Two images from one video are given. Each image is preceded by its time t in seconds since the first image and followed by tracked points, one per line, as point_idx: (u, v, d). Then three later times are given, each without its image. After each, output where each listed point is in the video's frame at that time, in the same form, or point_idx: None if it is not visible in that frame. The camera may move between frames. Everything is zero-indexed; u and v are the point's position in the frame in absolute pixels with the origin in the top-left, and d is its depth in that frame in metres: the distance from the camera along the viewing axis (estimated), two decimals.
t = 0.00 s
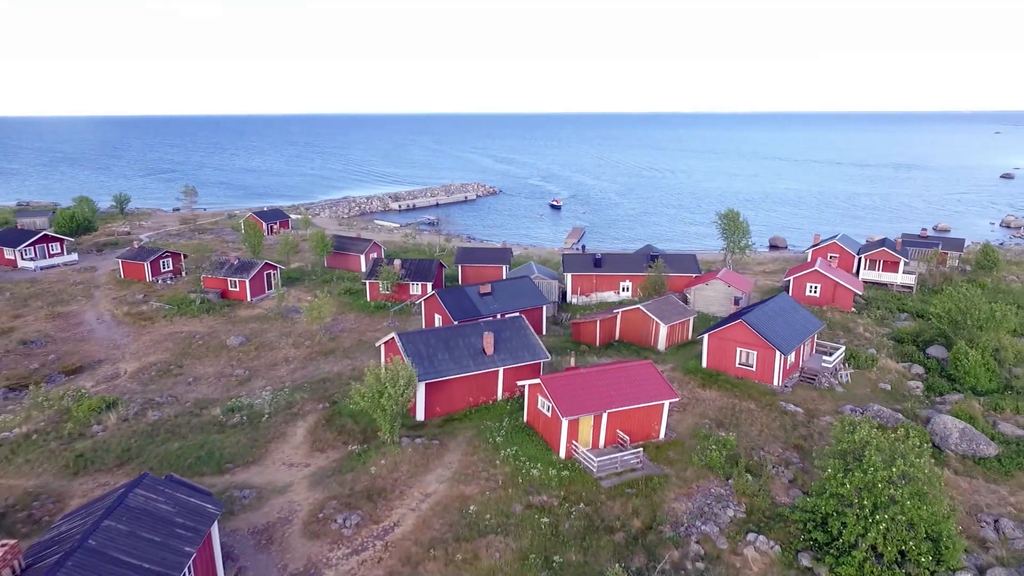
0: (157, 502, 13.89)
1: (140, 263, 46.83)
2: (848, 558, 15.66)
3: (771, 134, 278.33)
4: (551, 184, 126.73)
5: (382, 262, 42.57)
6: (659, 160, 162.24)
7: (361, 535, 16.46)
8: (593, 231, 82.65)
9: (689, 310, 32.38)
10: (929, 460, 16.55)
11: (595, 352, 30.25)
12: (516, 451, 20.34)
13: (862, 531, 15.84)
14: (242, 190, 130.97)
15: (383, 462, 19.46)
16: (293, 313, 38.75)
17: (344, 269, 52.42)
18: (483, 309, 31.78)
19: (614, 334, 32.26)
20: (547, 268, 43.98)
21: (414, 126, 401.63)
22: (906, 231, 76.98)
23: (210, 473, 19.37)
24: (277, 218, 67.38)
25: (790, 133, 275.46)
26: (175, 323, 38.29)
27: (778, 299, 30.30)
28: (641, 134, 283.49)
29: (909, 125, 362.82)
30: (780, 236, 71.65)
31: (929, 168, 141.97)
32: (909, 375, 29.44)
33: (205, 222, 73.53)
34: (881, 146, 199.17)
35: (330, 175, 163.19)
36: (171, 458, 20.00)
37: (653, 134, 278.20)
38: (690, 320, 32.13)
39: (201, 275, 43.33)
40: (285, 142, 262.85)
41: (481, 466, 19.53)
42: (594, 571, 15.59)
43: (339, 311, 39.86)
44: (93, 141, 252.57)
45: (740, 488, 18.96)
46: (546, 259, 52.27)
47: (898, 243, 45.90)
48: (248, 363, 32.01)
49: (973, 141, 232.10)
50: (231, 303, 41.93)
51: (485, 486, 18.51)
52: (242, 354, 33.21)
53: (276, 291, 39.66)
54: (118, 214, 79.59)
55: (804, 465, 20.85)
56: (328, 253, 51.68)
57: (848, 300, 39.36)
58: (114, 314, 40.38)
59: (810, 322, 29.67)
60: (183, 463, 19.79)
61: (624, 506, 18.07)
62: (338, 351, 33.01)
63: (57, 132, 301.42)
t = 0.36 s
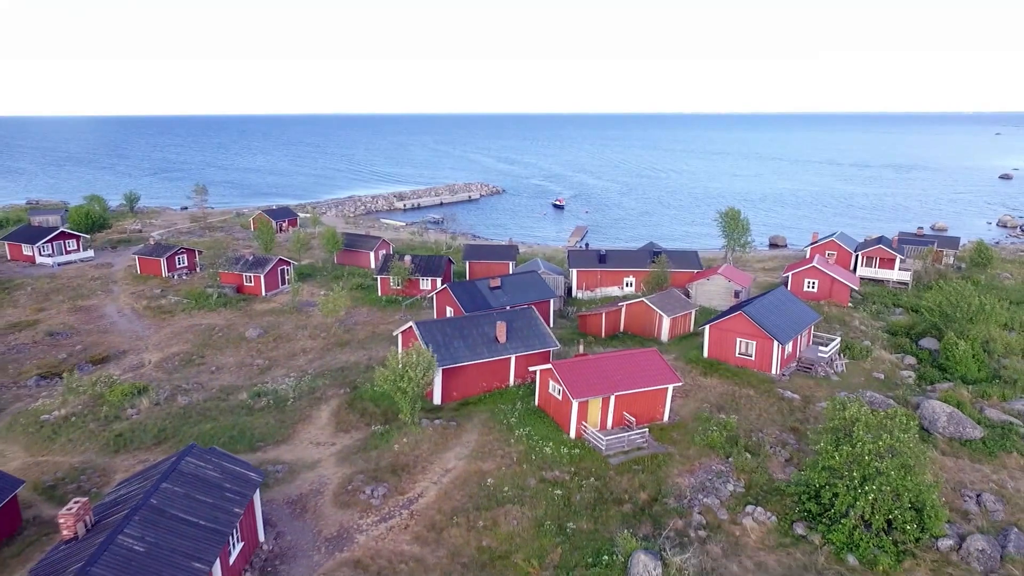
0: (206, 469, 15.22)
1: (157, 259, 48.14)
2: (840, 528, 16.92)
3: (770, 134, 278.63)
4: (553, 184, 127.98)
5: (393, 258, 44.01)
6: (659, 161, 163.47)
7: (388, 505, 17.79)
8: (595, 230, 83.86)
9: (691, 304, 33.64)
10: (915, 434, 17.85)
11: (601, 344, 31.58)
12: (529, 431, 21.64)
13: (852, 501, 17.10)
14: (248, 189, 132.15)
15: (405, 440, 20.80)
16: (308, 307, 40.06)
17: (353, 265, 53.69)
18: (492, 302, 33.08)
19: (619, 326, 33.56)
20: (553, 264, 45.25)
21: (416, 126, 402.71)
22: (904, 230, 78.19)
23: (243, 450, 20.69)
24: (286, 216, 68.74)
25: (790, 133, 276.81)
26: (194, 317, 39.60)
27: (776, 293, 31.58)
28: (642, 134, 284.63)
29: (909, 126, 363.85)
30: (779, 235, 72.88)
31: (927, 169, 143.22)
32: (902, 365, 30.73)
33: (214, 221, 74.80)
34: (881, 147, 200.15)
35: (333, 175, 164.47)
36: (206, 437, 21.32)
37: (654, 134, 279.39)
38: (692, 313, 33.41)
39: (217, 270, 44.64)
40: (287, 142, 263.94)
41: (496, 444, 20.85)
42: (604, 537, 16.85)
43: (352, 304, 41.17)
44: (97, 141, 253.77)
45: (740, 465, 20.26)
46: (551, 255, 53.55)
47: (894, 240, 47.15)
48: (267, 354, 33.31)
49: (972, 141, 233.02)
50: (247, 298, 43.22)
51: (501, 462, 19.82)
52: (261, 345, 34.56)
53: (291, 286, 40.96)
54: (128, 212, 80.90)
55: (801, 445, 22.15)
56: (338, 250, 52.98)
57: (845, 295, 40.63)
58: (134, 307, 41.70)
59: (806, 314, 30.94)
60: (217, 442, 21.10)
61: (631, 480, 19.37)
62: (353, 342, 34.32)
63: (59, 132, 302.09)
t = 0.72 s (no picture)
0: (248, 441, 16.60)
1: (173, 255, 49.51)
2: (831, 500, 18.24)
3: (771, 134, 279.67)
4: (556, 184, 129.25)
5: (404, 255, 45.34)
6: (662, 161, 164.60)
7: (412, 479, 19.14)
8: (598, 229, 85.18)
9: (693, 298, 34.94)
10: (902, 412, 19.24)
11: (607, 336, 32.92)
12: (541, 414, 22.99)
13: (844, 476, 18.42)
14: (254, 189, 133.38)
15: (425, 421, 22.14)
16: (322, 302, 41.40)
17: (364, 263, 55.03)
18: (502, 296, 34.41)
19: (624, 320, 34.89)
20: (559, 261, 46.56)
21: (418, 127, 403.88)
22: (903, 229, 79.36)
23: (273, 431, 22.05)
24: (296, 215, 70.13)
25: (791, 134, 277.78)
26: (213, 310, 40.97)
27: (775, 287, 32.92)
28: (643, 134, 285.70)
29: (910, 127, 364.64)
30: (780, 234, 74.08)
31: (928, 169, 144.27)
32: (896, 356, 32.00)
33: (224, 220, 76.16)
34: (882, 148, 200.99)
35: (338, 175, 165.83)
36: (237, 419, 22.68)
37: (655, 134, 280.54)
38: (694, 307, 34.69)
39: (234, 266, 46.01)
40: (290, 143, 265.09)
41: (511, 426, 22.19)
42: (613, 507, 18.17)
43: (365, 299, 42.52)
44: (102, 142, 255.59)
45: (740, 445, 21.58)
46: (556, 253, 54.82)
47: (891, 238, 48.39)
48: (286, 345, 34.64)
49: (973, 142, 233.81)
50: (262, 293, 44.58)
51: (516, 441, 21.16)
52: (280, 337, 35.92)
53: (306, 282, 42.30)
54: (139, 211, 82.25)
55: (797, 428, 23.49)
56: (348, 247, 54.31)
57: (842, 291, 41.89)
58: (154, 302, 43.10)
59: (804, 307, 32.24)
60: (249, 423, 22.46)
61: (638, 458, 20.70)
62: (368, 334, 35.67)
63: (63, 132, 303.65)
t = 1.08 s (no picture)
0: (285, 417, 18.02)
1: (189, 252, 50.92)
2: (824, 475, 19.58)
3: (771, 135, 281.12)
4: (559, 185, 130.61)
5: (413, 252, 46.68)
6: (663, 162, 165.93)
7: (433, 456, 20.52)
8: (601, 228, 86.57)
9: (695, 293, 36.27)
10: (890, 395, 20.60)
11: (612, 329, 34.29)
12: (552, 398, 24.36)
13: (836, 454, 19.77)
14: (259, 189, 134.67)
15: (443, 404, 23.53)
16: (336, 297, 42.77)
17: (373, 260, 56.39)
18: (511, 290, 35.77)
19: (628, 314, 36.24)
20: (564, 258, 47.91)
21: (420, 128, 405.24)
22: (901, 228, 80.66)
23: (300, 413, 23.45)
24: (305, 214, 71.54)
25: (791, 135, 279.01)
26: (230, 305, 42.38)
27: (774, 282, 34.27)
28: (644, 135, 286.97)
29: (910, 129, 365.81)
30: (779, 234, 75.41)
31: (927, 170, 145.58)
32: (890, 348, 33.31)
33: (233, 219, 77.49)
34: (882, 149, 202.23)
35: (342, 175, 167.27)
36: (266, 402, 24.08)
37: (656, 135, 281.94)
38: (696, 301, 36.02)
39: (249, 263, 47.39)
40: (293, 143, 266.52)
41: (523, 409, 23.57)
42: (621, 482, 19.52)
43: (377, 294, 43.89)
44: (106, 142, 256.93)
45: (739, 428, 22.94)
46: (561, 250, 56.18)
47: (888, 237, 49.71)
48: (303, 337, 36.04)
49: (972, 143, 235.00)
50: (276, 289, 45.94)
51: (529, 423, 22.54)
52: (297, 330, 37.31)
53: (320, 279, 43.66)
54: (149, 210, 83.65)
55: (793, 413, 24.85)
56: (358, 245, 55.69)
57: (840, 287, 43.18)
58: (172, 297, 44.50)
59: (801, 301, 33.58)
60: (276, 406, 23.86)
61: (644, 439, 22.07)
62: (382, 327, 37.04)
63: (66, 133, 304.81)
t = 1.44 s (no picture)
0: (315, 396, 19.43)
1: (203, 249, 52.34)
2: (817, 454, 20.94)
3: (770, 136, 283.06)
4: (562, 185, 132.03)
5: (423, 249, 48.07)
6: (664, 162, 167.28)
7: (451, 435, 21.93)
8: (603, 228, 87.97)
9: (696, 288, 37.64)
10: (880, 380, 21.98)
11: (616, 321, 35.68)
12: (562, 385, 25.74)
13: (829, 433, 21.13)
14: (265, 189, 136.06)
15: (459, 390, 24.94)
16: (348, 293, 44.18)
17: (382, 257, 57.80)
18: (519, 284, 37.18)
19: (632, 308, 37.64)
20: (569, 255, 49.32)
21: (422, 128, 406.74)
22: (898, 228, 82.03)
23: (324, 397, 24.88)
24: (314, 212, 72.95)
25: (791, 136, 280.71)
26: (246, 300, 43.79)
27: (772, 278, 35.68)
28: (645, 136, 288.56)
29: (909, 131, 367.33)
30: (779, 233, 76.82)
31: (926, 171, 146.98)
32: (884, 341, 34.66)
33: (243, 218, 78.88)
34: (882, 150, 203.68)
35: (346, 175, 168.77)
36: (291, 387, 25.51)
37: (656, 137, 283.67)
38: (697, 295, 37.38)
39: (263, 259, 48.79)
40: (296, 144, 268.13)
41: (535, 394, 24.97)
42: (627, 459, 20.89)
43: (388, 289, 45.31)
44: (110, 142, 258.47)
45: (738, 412, 24.29)
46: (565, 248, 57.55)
47: (884, 235, 51.08)
48: (319, 330, 37.45)
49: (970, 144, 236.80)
50: (290, 284, 47.35)
51: (540, 407, 23.93)
52: (312, 323, 38.75)
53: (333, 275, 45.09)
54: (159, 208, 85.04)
55: (789, 399, 26.22)
56: (368, 243, 57.10)
57: (837, 283, 44.49)
58: (189, 292, 45.92)
59: (798, 296, 34.98)
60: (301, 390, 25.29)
61: (648, 421, 23.44)
62: (394, 321, 38.46)
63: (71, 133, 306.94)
